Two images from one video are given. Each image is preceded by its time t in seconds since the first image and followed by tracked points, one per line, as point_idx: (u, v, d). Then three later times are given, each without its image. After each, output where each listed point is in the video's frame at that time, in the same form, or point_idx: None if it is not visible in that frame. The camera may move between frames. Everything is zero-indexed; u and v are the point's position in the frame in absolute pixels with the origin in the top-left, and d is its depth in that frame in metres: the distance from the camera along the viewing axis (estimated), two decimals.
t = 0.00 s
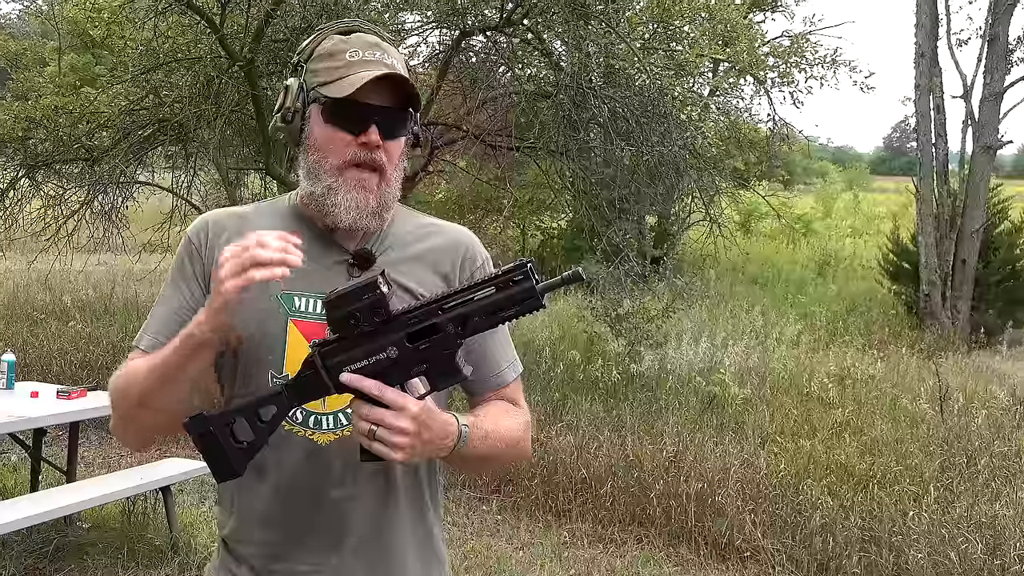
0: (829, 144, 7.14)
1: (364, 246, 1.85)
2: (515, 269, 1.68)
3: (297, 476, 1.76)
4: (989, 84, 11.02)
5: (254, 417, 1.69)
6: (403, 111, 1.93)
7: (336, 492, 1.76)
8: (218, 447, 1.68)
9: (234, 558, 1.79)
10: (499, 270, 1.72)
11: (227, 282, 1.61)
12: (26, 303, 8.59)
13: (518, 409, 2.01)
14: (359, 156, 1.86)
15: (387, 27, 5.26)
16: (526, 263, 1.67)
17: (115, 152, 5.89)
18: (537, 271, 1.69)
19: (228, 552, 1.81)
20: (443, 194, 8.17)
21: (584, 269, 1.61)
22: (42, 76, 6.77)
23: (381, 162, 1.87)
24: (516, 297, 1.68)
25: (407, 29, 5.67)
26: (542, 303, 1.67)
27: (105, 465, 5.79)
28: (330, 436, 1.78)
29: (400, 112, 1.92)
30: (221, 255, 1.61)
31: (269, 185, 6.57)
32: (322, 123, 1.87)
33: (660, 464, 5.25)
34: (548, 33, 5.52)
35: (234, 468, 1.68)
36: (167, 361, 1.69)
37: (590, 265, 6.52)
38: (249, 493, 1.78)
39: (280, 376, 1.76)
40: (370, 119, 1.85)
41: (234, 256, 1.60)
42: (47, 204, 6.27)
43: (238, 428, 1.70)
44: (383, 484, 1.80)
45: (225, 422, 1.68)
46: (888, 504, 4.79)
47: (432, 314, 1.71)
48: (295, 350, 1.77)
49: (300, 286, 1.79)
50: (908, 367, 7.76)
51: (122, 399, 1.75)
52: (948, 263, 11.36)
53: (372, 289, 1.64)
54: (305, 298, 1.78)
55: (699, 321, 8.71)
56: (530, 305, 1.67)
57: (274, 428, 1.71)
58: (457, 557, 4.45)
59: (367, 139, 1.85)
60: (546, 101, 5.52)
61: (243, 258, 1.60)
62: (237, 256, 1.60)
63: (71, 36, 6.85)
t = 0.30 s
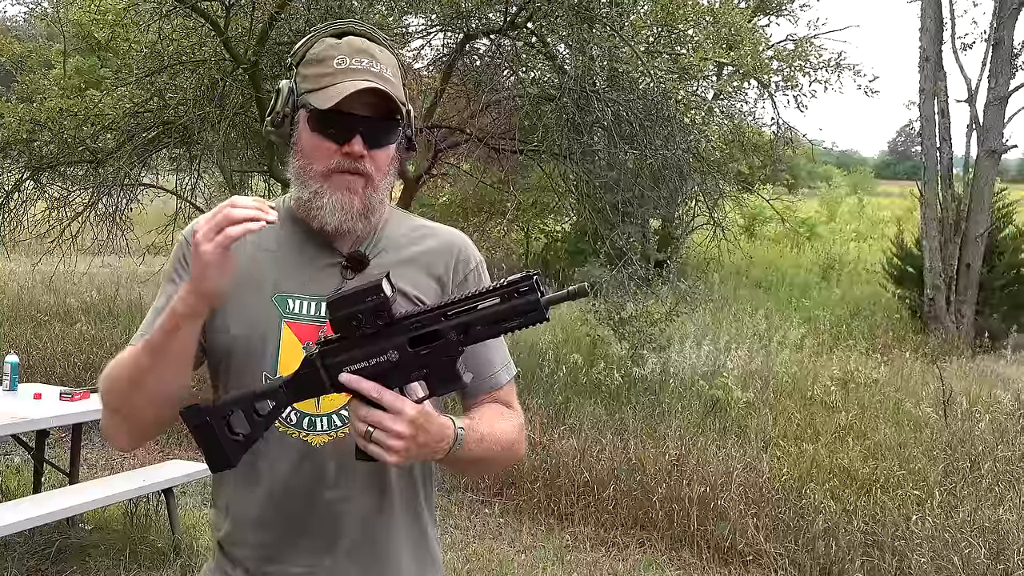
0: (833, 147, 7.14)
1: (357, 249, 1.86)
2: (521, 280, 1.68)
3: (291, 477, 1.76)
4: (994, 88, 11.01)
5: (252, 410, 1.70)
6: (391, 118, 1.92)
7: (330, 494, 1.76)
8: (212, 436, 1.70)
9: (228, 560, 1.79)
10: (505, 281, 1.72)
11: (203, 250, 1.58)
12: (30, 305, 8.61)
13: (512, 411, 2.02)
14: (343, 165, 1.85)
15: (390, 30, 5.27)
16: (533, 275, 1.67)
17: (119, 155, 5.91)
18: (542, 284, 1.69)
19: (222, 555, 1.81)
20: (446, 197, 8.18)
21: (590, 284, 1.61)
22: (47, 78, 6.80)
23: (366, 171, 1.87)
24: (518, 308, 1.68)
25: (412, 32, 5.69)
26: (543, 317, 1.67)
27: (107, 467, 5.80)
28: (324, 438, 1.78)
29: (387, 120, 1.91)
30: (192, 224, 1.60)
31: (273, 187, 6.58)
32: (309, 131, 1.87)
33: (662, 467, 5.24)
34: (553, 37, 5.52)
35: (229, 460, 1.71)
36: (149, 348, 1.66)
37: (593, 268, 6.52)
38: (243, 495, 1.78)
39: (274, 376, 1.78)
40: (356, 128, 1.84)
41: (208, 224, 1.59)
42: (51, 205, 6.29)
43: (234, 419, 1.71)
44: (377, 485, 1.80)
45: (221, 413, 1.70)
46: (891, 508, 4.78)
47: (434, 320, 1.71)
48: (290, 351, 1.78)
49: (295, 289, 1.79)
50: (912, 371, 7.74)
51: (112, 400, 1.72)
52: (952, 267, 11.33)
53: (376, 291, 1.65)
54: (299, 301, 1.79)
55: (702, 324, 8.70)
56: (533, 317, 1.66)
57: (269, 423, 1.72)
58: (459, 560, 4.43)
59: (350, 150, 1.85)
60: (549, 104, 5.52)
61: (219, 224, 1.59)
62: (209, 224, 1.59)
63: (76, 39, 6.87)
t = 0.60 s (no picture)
0: (835, 149, 7.13)
1: (353, 249, 1.87)
2: (523, 289, 1.62)
3: (285, 478, 1.76)
4: (996, 89, 11.00)
5: (247, 395, 1.73)
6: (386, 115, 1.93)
7: (325, 495, 1.76)
8: (206, 419, 1.71)
9: (222, 561, 1.80)
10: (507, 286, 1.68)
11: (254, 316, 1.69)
12: (32, 306, 8.61)
13: (505, 414, 2.04)
14: (339, 161, 1.86)
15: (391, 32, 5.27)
16: (536, 286, 1.62)
17: (121, 156, 5.91)
18: (545, 294, 1.64)
19: (216, 555, 1.81)
20: (448, 198, 8.19)
21: (590, 301, 1.62)
22: (49, 80, 6.81)
23: (362, 167, 1.88)
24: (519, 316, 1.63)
25: (414, 34, 5.69)
26: (543, 327, 1.62)
27: (108, 468, 5.80)
28: (319, 439, 1.77)
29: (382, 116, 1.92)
30: (244, 286, 1.69)
31: (275, 188, 6.59)
32: (305, 127, 1.89)
33: (664, 468, 5.24)
34: (555, 38, 5.52)
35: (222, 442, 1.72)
36: (178, 383, 1.72)
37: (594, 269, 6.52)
38: (238, 496, 1.78)
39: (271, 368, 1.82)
40: (351, 123, 1.85)
41: (260, 287, 1.70)
42: (53, 206, 6.30)
43: (227, 404, 1.74)
44: (371, 485, 1.80)
45: (217, 396, 1.72)
46: (893, 510, 4.77)
47: (434, 321, 1.68)
48: (286, 345, 1.82)
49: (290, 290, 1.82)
50: (914, 373, 7.72)
51: (120, 409, 1.75)
52: (954, 268, 11.31)
53: (377, 288, 1.63)
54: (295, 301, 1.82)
55: (703, 326, 8.69)
56: (533, 326, 1.61)
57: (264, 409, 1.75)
58: (460, 560, 4.42)
59: (345, 145, 1.86)
60: (551, 106, 5.53)
61: (270, 289, 1.71)
62: (260, 286, 1.70)
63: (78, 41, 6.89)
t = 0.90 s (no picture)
0: (835, 149, 7.12)
1: (352, 250, 1.88)
2: (495, 267, 1.66)
3: (284, 482, 1.76)
4: (996, 89, 10.99)
5: (240, 428, 1.64)
6: (383, 105, 1.94)
7: (324, 497, 1.77)
8: (203, 459, 1.62)
9: (220, 565, 1.80)
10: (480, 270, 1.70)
11: (258, 353, 1.59)
12: (33, 308, 8.62)
13: (504, 415, 2.05)
14: (336, 150, 1.87)
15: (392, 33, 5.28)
16: (506, 262, 1.65)
17: (122, 157, 5.92)
18: (517, 270, 1.67)
19: (214, 559, 1.81)
20: (449, 199, 8.19)
21: (564, 267, 1.56)
22: (50, 82, 6.81)
23: (360, 156, 1.88)
24: (497, 296, 1.65)
25: (414, 35, 5.69)
26: (521, 301, 1.65)
27: (110, 470, 5.81)
28: (318, 441, 1.77)
29: (379, 106, 1.93)
30: (255, 318, 1.59)
31: (276, 190, 6.59)
32: (302, 117, 1.90)
33: (664, 468, 5.24)
34: (555, 40, 5.53)
35: (218, 480, 1.64)
36: (172, 401, 1.69)
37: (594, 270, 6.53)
38: (236, 500, 1.78)
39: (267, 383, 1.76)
40: (347, 111, 1.87)
41: (274, 324, 1.60)
42: (54, 208, 6.30)
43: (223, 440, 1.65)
44: (371, 487, 1.81)
45: (209, 434, 1.62)
46: (893, 509, 4.77)
47: (415, 316, 1.67)
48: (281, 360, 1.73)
49: (286, 291, 1.80)
50: (915, 373, 7.72)
51: (120, 411, 1.74)
52: (954, 269, 11.30)
53: (354, 291, 1.61)
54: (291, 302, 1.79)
55: (704, 326, 8.70)
56: (511, 302, 1.64)
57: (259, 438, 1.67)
58: (461, 561, 4.42)
59: (342, 131, 1.86)
60: (552, 107, 5.52)
61: (282, 328, 1.60)
62: (275, 322, 1.60)
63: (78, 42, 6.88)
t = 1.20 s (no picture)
0: (834, 150, 7.13)
1: (350, 251, 1.87)
2: (487, 271, 1.65)
3: (280, 484, 1.76)
4: (995, 90, 11.00)
5: (235, 435, 1.66)
6: (384, 106, 1.95)
7: (320, 500, 1.77)
8: (198, 466, 1.64)
9: (216, 567, 1.79)
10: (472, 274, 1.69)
11: (252, 360, 1.59)
12: (32, 309, 8.62)
13: (500, 418, 2.05)
14: (336, 149, 1.88)
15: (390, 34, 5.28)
16: (498, 266, 1.64)
17: (121, 159, 5.92)
18: (509, 273, 1.66)
19: (209, 561, 1.81)
20: (448, 200, 8.20)
21: (555, 270, 1.57)
22: (49, 83, 6.81)
23: (359, 155, 1.89)
24: (489, 300, 1.65)
25: (413, 36, 5.69)
26: (514, 306, 1.64)
27: (109, 471, 5.80)
28: (316, 442, 1.77)
29: (380, 106, 1.94)
30: (247, 326, 1.60)
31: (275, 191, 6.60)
32: (302, 116, 1.91)
33: (663, 469, 5.25)
34: (553, 41, 5.52)
35: (212, 488, 1.66)
36: (165, 406, 1.69)
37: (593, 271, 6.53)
38: (232, 503, 1.78)
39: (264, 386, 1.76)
40: (349, 110, 1.87)
41: (267, 331, 1.60)
42: (53, 210, 6.31)
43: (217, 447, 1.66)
44: (367, 490, 1.80)
45: (205, 441, 1.63)
46: (892, 510, 4.78)
47: (406, 321, 1.66)
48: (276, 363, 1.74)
49: (284, 292, 1.80)
50: (914, 374, 7.72)
51: (117, 414, 1.75)
52: (954, 270, 11.30)
53: (345, 298, 1.59)
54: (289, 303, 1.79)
55: (704, 327, 8.69)
56: (503, 306, 1.64)
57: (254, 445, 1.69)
58: (460, 563, 4.42)
59: (343, 130, 1.87)
60: (550, 108, 5.51)
61: (276, 334, 1.61)
62: (269, 329, 1.60)
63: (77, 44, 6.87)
